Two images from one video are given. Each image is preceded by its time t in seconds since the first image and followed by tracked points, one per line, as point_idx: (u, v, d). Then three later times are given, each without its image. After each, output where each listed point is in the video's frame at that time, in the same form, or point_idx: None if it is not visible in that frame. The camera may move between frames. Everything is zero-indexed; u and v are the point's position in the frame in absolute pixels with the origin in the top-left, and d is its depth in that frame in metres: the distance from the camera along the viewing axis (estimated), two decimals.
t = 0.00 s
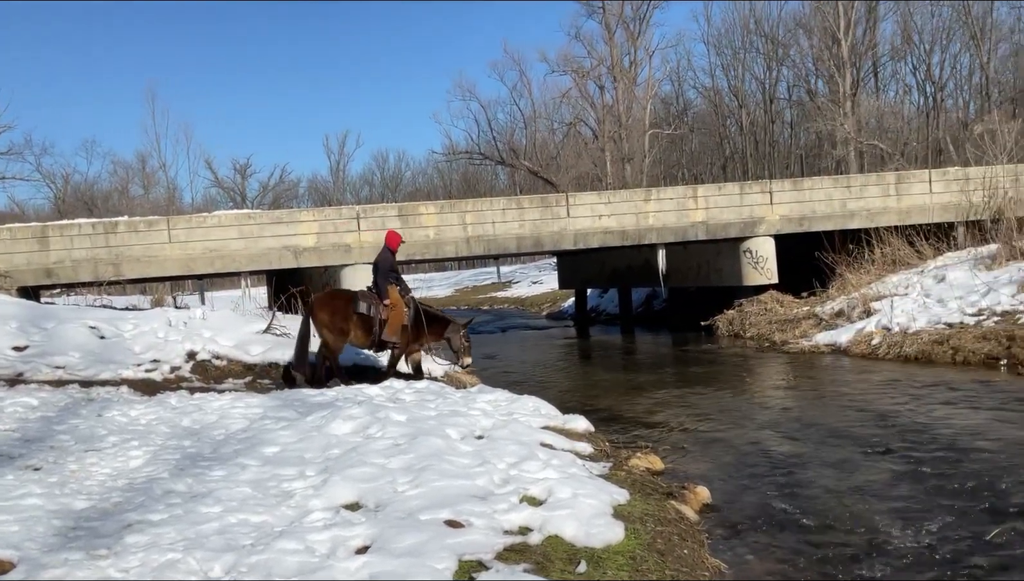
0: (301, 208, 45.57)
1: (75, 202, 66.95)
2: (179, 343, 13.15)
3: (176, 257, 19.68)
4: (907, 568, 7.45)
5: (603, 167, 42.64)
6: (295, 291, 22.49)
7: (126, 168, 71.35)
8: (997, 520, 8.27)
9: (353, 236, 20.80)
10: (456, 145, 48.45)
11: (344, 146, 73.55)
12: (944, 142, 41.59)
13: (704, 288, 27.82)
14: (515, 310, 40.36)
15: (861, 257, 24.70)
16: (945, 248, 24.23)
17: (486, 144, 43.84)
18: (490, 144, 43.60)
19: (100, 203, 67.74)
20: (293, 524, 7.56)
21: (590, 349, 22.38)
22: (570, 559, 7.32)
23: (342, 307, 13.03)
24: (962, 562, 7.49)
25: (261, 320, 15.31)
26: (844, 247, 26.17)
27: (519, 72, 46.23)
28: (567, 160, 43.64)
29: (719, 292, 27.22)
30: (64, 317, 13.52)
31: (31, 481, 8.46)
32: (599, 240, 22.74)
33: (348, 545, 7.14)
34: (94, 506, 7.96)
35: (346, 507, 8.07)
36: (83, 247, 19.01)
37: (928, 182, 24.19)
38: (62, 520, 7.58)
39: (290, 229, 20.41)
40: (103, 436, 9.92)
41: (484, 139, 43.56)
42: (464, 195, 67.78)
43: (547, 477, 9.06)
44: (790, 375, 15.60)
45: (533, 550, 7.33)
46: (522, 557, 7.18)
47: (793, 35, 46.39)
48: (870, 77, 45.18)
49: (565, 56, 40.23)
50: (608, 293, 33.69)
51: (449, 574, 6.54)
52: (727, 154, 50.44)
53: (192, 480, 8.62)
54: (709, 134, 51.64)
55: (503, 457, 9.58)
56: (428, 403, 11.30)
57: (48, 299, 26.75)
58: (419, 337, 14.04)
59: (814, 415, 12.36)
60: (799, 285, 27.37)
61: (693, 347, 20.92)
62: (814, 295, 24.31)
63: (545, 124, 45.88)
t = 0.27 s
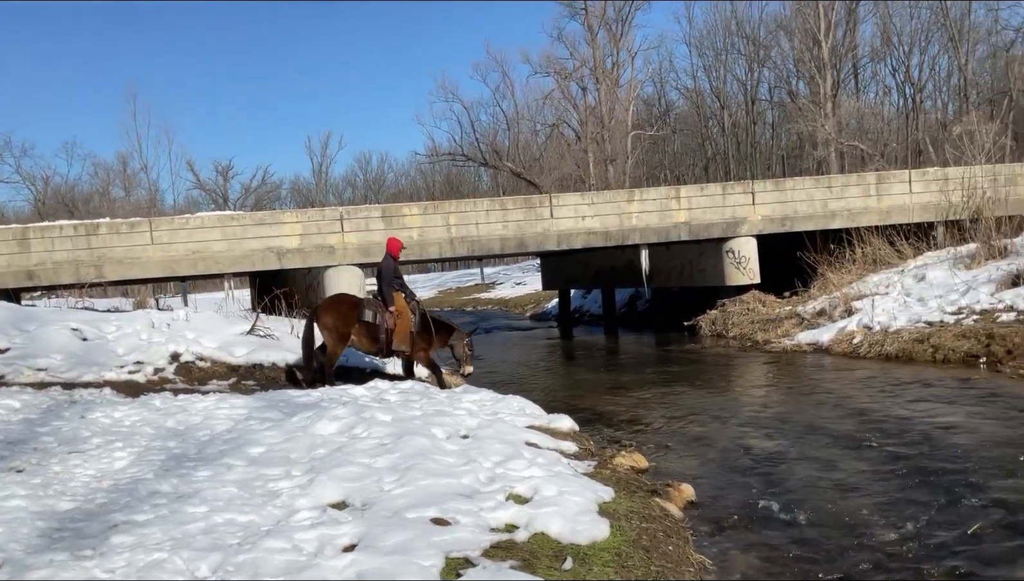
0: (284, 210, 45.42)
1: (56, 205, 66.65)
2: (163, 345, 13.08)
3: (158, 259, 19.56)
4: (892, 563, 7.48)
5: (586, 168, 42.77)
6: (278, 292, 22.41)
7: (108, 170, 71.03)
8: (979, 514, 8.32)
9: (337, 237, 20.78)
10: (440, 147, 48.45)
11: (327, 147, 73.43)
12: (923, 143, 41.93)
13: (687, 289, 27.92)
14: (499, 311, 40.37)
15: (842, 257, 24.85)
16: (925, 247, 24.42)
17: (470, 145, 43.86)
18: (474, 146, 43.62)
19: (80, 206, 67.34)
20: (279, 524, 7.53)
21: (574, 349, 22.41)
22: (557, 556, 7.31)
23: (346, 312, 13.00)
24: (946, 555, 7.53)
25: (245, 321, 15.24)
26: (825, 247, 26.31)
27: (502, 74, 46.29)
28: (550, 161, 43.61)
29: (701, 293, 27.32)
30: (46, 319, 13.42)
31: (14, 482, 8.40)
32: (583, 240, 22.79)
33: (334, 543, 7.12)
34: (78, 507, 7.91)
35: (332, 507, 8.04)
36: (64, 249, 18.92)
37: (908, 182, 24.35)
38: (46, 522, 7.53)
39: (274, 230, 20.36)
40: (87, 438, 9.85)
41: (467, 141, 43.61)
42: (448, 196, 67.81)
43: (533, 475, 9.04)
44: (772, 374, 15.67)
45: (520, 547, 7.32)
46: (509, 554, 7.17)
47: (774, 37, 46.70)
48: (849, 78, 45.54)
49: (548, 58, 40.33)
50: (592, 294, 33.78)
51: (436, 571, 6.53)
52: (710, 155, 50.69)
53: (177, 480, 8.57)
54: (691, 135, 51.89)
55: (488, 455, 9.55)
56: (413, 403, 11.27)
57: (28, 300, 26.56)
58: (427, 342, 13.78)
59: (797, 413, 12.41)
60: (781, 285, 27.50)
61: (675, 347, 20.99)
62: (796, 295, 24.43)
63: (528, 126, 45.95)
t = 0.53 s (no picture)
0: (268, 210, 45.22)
1: (37, 206, 66.20)
2: (145, 347, 13.00)
3: (141, 260, 19.42)
4: (875, 561, 7.53)
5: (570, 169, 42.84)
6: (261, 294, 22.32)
7: (89, 172, 70.61)
8: (961, 512, 8.38)
9: (321, 239, 20.76)
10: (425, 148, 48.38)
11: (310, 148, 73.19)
12: (904, 144, 42.21)
13: (671, 289, 28.02)
14: (484, 312, 40.38)
15: (824, 257, 25.00)
16: (906, 248, 24.59)
17: (454, 146, 43.83)
18: (458, 147, 43.59)
19: (61, 207, 66.85)
20: (263, 526, 7.50)
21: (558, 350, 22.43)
22: (541, 556, 7.32)
23: (345, 316, 13.13)
24: (927, 553, 7.59)
25: (228, 323, 15.17)
26: (807, 247, 26.47)
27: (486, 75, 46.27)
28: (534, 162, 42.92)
29: (685, 293, 27.41)
30: (28, 321, 13.31)
31: None
32: (567, 241, 22.83)
33: (319, 545, 7.10)
34: (61, 510, 7.86)
35: (316, 509, 8.01)
36: (45, 250, 18.77)
37: (890, 183, 24.53)
38: (29, 526, 7.48)
39: (257, 232, 20.27)
40: (69, 441, 9.78)
41: (452, 142, 43.56)
42: (432, 197, 67.76)
43: (517, 476, 9.03)
44: (755, 374, 15.73)
45: (504, 548, 7.33)
46: (494, 555, 7.17)
47: (756, 38, 46.92)
48: (831, 79, 45.80)
49: (532, 59, 40.35)
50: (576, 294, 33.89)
51: (421, 572, 6.52)
52: (693, 156, 50.86)
53: (160, 483, 8.52)
54: (674, 136, 52.07)
55: (473, 456, 9.53)
56: (398, 405, 11.24)
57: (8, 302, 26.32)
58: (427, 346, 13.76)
59: (781, 412, 12.46)
60: (764, 285, 27.64)
61: (659, 348, 21.05)
62: (779, 295, 24.56)
63: (512, 126, 45.96)
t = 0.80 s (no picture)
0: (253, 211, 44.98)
1: (18, 207, 65.66)
2: (127, 349, 12.88)
3: (123, 262, 19.27)
4: (858, 560, 7.56)
5: (556, 170, 42.85)
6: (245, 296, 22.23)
7: (72, 173, 70.14)
8: (943, 511, 8.42)
9: (305, 240, 20.72)
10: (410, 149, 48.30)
11: (295, 149, 72.99)
12: (887, 144, 42.44)
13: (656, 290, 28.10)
14: (470, 313, 40.34)
15: (808, 257, 25.12)
16: (889, 248, 24.73)
17: (439, 147, 43.76)
18: (443, 147, 43.53)
19: (44, 209, 66.42)
20: (247, 529, 7.46)
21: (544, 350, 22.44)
22: (526, 557, 7.31)
23: (345, 319, 13.24)
24: (910, 551, 7.62)
25: (212, 325, 15.08)
26: (791, 247, 26.60)
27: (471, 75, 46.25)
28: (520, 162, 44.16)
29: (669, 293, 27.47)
30: (9, 324, 13.17)
31: None
32: (552, 242, 22.85)
33: (302, 548, 7.07)
34: (42, 515, 7.78)
35: (300, 512, 7.98)
36: (27, 253, 18.60)
37: (872, 183, 24.68)
38: (9, 531, 7.42)
39: (241, 233, 20.18)
40: (51, 444, 9.70)
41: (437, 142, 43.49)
42: (417, 198, 67.64)
43: (502, 477, 9.02)
44: (740, 374, 15.78)
45: (489, 550, 7.32)
46: (478, 557, 7.16)
47: (740, 39, 47.09)
48: (815, 80, 46.02)
49: (517, 60, 40.35)
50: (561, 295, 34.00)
51: (405, 575, 6.50)
52: (678, 157, 50.96)
53: (142, 487, 8.45)
54: (659, 137, 52.18)
55: (458, 458, 9.50)
56: (383, 406, 11.22)
57: None
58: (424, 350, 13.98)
59: (765, 413, 12.50)
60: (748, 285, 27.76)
61: (645, 348, 21.09)
62: (763, 295, 24.67)
63: (497, 127, 45.95)
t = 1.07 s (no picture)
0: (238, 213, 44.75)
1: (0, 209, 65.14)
2: (111, 352, 12.80)
3: (107, 264, 19.16)
4: (842, 559, 7.60)
5: (542, 171, 42.92)
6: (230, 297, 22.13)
7: (55, 174, 69.69)
8: (926, 509, 8.48)
9: (291, 241, 20.69)
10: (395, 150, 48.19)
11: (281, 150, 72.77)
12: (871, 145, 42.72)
13: (642, 290, 28.17)
14: (456, 314, 40.31)
15: (792, 258, 25.26)
16: (873, 248, 24.92)
17: (425, 148, 43.71)
18: (429, 148, 43.48)
19: (27, 211, 65.92)
20: (232, 532, 7.43)
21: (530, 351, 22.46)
22: (512, 558, 7.31)
23: (345, 321, 13.31)
24: (894, 550, 7.67)
25: (197, 328, 15.00)
26: (776, 248, 26.75)
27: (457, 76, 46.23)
28: (506, 164, 45.08)
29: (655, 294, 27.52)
30: None
31: None
32: (538, 243, 22.87)
33: (287, 551, 7.04)
34: (25, 518, 7.72)
35: (286, 514, 7.95)
36: (9, 255, 18.44)
37: (856, 184, 24.86)
38: None
39: (226, 235, 20.10)
40: (34, 448, 9.62)
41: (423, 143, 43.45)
42: (403, 199, 67.59)
43: (488, 478, 9.02)
44: (725, 374, 15.84)
45: (475, 551, 7.31)
46: (464, 558, 7.16)
47: (725, 41, 47.30)
48: (799, 81, 46.26)
49: (503, 61, 40.38)
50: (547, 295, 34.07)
51: (391, 577, 6.49)
52: (663, 158, 51.15)
53: (127, 490, 8.40)
54: (645, 138, 52.34)
55: (444, 459, 9.48)
56: (369, 408, 11.20)
57: None
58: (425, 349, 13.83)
59: (750, 412, 12.55)
60: (733, 286, 27.89)
61: (631, 349, 21.13)
62: (748, 295, 24.80)
63: (483, 128, 45.96)
